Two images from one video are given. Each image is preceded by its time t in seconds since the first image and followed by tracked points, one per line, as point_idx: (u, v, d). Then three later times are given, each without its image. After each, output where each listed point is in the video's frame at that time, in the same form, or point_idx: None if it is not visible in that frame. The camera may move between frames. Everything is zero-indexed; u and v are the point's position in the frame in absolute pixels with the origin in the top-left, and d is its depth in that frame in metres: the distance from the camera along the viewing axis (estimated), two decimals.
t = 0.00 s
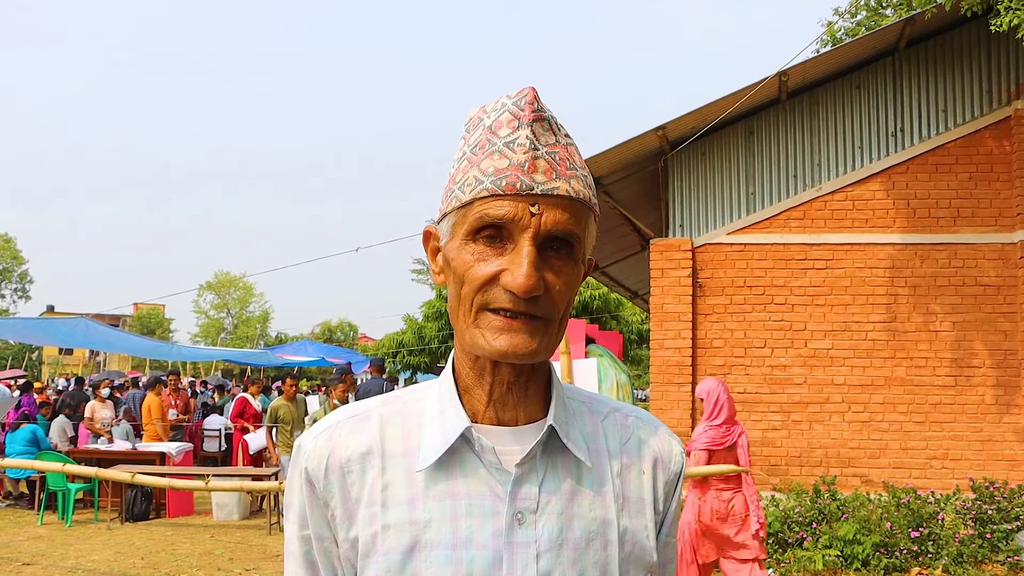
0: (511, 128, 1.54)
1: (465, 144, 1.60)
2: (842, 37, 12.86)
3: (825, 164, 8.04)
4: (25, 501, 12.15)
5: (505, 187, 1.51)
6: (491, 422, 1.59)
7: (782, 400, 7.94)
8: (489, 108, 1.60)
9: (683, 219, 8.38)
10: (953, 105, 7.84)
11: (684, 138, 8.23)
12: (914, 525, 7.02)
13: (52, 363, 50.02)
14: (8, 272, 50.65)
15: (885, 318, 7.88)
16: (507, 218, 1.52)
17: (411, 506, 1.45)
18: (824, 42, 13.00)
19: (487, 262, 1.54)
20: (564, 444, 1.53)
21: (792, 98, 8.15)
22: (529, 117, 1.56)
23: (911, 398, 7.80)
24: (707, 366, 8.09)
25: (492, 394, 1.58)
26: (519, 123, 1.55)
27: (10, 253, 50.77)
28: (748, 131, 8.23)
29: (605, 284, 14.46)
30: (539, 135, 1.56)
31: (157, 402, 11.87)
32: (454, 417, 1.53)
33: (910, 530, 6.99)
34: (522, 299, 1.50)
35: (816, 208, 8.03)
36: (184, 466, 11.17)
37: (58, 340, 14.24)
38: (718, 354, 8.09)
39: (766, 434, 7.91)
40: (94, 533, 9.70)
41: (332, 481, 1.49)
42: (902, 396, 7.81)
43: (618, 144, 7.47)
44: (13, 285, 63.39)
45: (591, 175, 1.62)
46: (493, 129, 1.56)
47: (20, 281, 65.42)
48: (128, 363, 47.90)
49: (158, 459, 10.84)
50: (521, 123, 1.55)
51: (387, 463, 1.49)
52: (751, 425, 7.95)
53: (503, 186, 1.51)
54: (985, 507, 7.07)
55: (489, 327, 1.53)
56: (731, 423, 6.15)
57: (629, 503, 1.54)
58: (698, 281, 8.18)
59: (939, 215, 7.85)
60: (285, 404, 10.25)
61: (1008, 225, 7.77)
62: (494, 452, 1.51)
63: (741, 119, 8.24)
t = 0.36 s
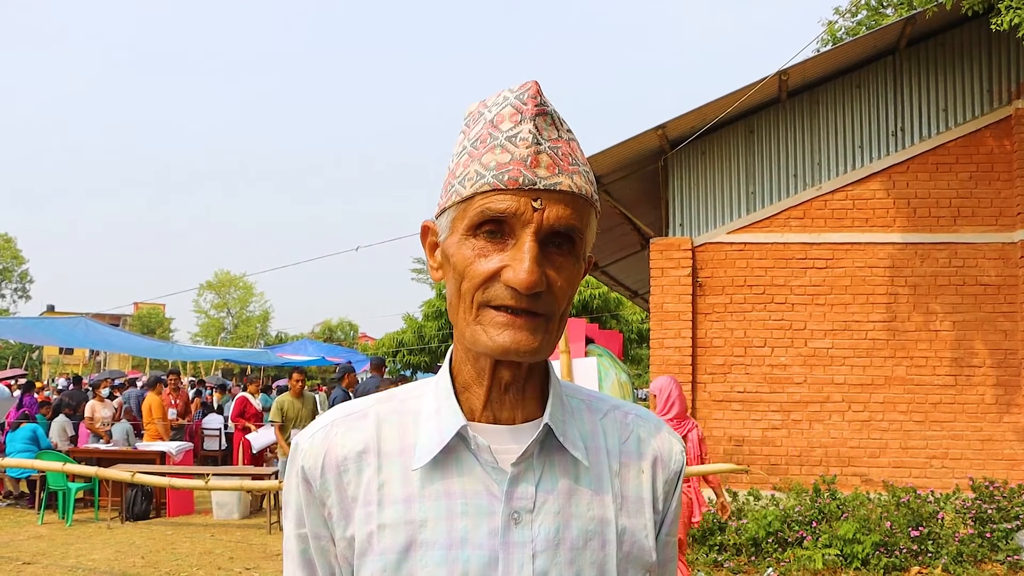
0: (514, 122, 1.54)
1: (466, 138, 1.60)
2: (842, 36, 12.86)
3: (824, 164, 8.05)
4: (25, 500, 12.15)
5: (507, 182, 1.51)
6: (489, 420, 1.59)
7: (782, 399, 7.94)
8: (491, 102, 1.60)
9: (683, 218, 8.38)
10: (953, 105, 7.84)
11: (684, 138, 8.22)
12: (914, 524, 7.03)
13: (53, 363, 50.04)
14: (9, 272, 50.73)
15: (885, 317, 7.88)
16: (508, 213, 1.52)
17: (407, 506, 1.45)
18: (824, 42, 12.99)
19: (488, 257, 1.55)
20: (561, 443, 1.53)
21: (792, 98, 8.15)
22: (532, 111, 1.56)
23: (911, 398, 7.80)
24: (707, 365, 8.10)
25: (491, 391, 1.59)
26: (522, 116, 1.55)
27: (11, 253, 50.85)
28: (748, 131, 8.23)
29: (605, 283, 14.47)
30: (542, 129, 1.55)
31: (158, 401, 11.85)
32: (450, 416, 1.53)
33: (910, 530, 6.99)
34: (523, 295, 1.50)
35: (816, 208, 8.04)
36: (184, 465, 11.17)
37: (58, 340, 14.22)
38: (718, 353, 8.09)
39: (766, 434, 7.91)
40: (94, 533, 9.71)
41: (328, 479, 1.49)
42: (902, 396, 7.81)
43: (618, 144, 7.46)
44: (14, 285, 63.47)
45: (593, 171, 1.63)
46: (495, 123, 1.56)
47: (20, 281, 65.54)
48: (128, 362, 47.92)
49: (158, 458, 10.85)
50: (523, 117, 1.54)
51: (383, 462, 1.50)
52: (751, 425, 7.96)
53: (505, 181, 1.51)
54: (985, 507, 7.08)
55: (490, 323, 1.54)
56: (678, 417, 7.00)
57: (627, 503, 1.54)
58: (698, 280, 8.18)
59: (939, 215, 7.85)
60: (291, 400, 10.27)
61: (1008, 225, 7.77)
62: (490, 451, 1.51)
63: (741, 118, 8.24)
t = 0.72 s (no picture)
0: (529, 110, 1.53)
1: (478, 124, 1.59)
2: (843, 31, 12.81)
3: (826, 159, 8.02)
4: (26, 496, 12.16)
5: (521, 165, 1.50)
6: (489, 410, 1.57)
7: (783, 395, 7.93)
8: (505, 91, 1.60)
9: (684, 213, 8.37)
10: (956, 100, 7.79)
11: (685, 133, 8.20)
12: (916, 521, 7.00)
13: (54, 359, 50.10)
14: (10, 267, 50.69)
15: (886, 313, 7.86)
16: (520, 194, 1.50)
17: (406, 498, 1.43)
18: (825, 37, 12.94)
19: (497, 240, 1.52)
20: (563, 433, 1.51)
21: (793, 92, 8.12)
22: (546, 100, 1.56)
23: (912, 393, 7.78)
24: (708, 361, 8.08)
25: (491, 381, 1.57)
26: (537, 105, 1.54)
27: (12, 248, 50.82)
28: (749, 126, 8.21)
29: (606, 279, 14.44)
30: (556, 120, 1.56)
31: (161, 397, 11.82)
32: (449, 406, 1.51)
33: (911, 526, 6.97)
34: (533, 277, 1.48)
35: (817, 203, 8.01)
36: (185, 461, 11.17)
37: (59, 336, 14.21)
38: (719, 349, 8.08)
39: (766, 430, 7.90)
40: (95, 528, 9.71)
41: (325, 473, 1.47)
42: (903, 392, 7.79)
43: (618, 139, 7.43)
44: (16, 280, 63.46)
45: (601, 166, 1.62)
46: (509, 110, 1.55)
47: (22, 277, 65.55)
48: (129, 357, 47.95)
49: (159, 454, 10.85)
50: (538, 105, 1.54)
51: (380, 454, 1.48)
52: (752, 420, 7.94)
53: (520, 164, 1.50)
54: (986, 503, 7.06)
55: (496, 306, 1.51)
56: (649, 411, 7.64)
57: (632, 494, 1.52)
58: (698, 276, 8.17)
59: (941, 210, 7.82)
60: (299, 391, 10.23)
61: (1011, 220, 7.74)
62: (490, 440, 1.49)
63: (743, 113, 8.22)
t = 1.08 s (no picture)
0: (534, 108, 1.52)
1: (481, 122, 1.57)
2: (845, 29, 12.78)
3: (828, 157, 8.00)
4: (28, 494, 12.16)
5: (524, 161, 1.48)
6: (486, 407, 1.56)
7: (784, 393, 7.91)
8: (508, 90, 1.58)
9: (685, 211, 8.36)
10: (958, 97, 7.76)
11: (686, 131, 8.19)
12: (918, 519, 6.99)
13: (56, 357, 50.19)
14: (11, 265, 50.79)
15: (888, 311, 7.84)
16: (522, 189, 1.49)
17: (402, 494, 1.42)
18: (827, 34, 12.91)
19: (497, 236, 1.51)
20: (560, 431, 1.50)
21: (795, 90, 8.11)
22: (551, 98, 1.54)
23: (915, 391, 7.76)
24: (710, 359, 8.07)
25: (487, 376, 1.55)
26: (542, 103, 1.53)
27: (14, 247, 50.93)
28: (751, 123, 8.20)
29: (607, 277, 14.43)
30: (560, 118, 1.54)
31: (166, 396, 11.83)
32: (445, 402, 1.50)
33: (914, 524, 6.96)
34: (532, 273, 1.47)
35: (819, 201, 7.98)
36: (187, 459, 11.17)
37: (61, 334, 14.21)
38: (721, 347, 8.06)
39: (769, 428, 7.89)
40: (97, 526, 9.71)
41: (322, 470, 1.46)
42: (905, 390, 7.77)
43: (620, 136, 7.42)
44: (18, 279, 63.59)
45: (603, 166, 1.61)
46: (514, 108, 1.54)
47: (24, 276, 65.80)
48: (132, 355, 47.96)
49: (161, 452, 10.85)
50: (543, 103, 1.53)
51: (378, 451, 1.47)
52: (754, 418, 7.93)
53: (523, 160, 1.49)
54: (988, 501, 7.04)
55: (494, 301, 1.50)
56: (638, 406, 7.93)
57: (629, 494, 1.51)
58: (700, 274, 8.15)
59: (943, 208, 7.80)
60: (302, 396, 10.27)
61: (1013, 218, 7.71)
62: (487, 437, 1.47)
63: (744, 111, 8.20)
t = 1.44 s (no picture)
0: (514, 101, 1.54)
1: (467, 124, 1.59)
2: (846, 27, 12.76)
3: (830, 155, 7.98)
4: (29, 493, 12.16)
5: (510, 153, 1.49)
6: (495, 405, 1.55)
7: (786, 391, 7.90)
8: (490, 90, 1.60)
9: (686, 210, 8.35)
10: (959, 95, 7.75)
11: (687, 129, 8.17)
12: (919, 517, 6.99)
13: (58, 356, 50.29)
14: (12, 264, 50.81)
15: (889, 310, 7.83)
16: (513, 181, 1.49)
17: (410, 492, 1.41)
18: (828, 32, 12.89)
19: (494, 228, 1.50)
20: (568, 431, 1.49)
21: (796, 88, 8.10)
22: (530, 88, 1.56)
23: (916, 390, 7.75)
24: (711, 357, 8.06)
25: (498, 373, 1.54)
26: (522, 95, 1.55)
27: (15, 246, 50.95)
28: (751, 122, 8.19)
29: (609, 275, 14.43)
30: (542, 107, 1.55)
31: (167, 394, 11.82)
32: (455, 400, 1.50)
33: (915, 522, 6.96)
34: (533, 260, 1.46)
35: (821, 199, 7.97)
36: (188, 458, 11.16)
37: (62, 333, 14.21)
38: (722, 345, 8.05)
39: (770, 426, 7.88)
40: (98, 525, 9.71)
41: (332, 467, 1.45)
42: (907, 388, 7.76)
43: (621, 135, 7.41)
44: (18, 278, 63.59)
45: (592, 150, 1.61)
46: (495, 105, 1.55)
47: (25, 275, 65.86)
48: (133, 353, 47.86)
49: (161, 451, 10.85)
50: (523, 95, 1.55)
51: (388, 449, 1.46)
52: (755, 417, 7.92)
53: (509, 152, 1.50)
54: (990, 499, 7.03)
55: (501, 293, 1.49)
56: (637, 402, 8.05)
57: (635, 498, 1.50)
58: (702, 272, 8.13)
59: (945, 206, 7.78)
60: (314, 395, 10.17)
61: (1014, 216, 7.71)
62: (495, 435, 1.47)
63: (744, 109, 8.19)
